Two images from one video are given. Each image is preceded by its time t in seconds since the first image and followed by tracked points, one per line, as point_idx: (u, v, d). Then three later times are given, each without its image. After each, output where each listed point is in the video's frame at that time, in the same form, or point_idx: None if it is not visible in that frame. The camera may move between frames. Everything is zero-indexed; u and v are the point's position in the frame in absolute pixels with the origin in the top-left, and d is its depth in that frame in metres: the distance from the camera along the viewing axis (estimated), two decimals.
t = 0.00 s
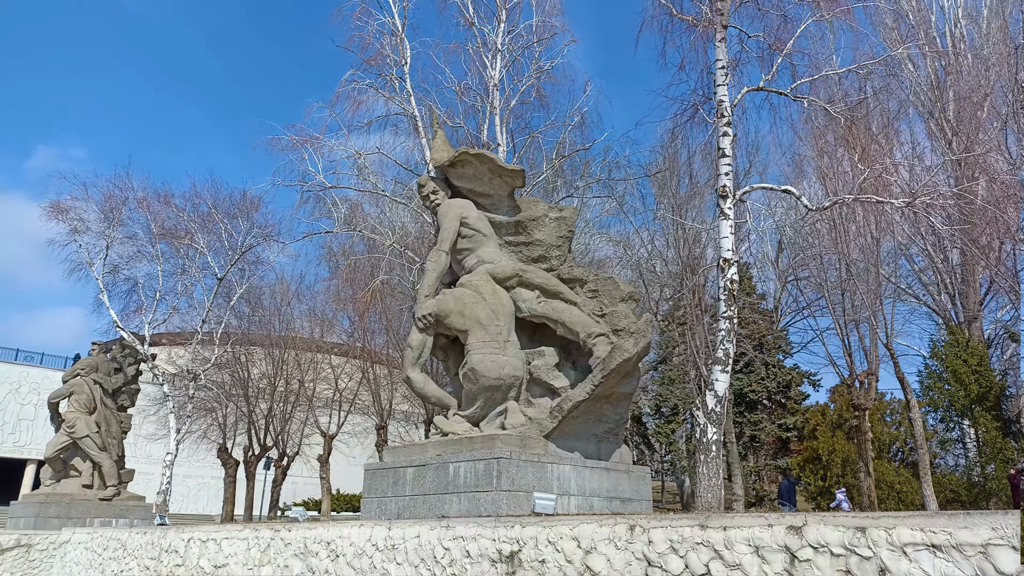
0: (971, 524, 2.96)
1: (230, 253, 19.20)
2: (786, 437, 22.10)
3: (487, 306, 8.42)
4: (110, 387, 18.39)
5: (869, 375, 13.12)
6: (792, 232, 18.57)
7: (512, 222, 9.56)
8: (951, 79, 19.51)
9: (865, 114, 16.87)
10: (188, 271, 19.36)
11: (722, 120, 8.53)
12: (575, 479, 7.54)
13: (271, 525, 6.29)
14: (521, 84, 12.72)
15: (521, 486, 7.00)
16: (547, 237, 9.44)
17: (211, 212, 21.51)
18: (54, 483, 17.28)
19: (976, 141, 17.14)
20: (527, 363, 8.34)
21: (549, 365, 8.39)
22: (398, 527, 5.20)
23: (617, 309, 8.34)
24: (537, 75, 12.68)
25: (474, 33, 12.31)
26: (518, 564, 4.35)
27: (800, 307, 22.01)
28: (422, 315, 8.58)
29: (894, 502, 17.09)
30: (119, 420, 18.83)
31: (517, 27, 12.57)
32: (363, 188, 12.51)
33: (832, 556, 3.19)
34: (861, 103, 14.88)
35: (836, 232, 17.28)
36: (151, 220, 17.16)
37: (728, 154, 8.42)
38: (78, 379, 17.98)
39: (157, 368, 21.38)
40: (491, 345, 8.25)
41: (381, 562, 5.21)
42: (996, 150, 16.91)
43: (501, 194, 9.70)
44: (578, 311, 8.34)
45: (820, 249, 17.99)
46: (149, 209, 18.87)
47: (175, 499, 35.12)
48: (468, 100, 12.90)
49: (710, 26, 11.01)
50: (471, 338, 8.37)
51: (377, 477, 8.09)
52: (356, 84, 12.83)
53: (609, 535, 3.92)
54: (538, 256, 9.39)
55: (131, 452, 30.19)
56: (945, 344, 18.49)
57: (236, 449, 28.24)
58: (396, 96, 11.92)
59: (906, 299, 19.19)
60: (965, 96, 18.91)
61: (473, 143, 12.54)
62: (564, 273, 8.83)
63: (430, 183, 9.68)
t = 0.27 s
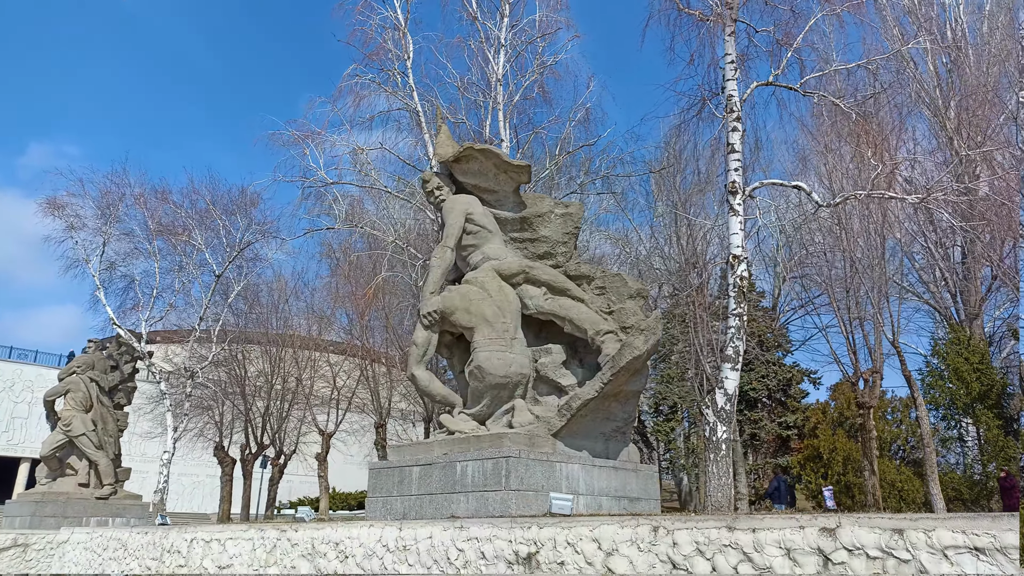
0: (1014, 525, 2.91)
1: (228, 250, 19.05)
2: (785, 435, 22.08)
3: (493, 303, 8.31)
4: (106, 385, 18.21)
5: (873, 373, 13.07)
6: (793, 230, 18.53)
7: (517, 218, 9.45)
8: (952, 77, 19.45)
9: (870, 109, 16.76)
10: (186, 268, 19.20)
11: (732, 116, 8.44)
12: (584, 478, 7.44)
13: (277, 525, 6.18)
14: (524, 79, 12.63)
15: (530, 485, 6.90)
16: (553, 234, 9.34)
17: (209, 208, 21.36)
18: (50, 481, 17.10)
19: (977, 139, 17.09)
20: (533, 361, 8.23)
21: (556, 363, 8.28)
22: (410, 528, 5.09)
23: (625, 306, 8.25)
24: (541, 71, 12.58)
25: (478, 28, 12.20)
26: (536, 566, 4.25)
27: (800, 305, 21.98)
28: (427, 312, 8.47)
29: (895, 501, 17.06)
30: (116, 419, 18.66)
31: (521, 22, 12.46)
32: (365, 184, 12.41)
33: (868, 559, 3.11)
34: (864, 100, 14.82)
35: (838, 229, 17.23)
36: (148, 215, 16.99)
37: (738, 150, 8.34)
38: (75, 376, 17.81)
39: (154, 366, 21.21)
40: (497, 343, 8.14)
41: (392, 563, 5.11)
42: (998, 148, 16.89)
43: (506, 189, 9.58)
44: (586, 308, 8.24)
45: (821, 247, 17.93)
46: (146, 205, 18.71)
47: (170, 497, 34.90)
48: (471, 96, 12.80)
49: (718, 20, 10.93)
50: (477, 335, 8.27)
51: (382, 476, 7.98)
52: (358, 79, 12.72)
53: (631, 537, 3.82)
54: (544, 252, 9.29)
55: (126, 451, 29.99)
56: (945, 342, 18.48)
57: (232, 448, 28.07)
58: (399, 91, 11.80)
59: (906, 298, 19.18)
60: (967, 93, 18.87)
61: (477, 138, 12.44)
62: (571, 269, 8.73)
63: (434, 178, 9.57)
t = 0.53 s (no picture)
0: None
1: (224, 247, 18.89)
2: (783, 435, 22.04)
3: (497, 299, 8.21)
4: (101, 383, 18.02)
5: (874, 372, 13.01)
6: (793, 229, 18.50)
7: (521, 213, 9.34)
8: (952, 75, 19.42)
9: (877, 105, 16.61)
10: (182, 266, 19.04)
11: (739, 111, 8.35)
12: (590, 476, 7.35)
13: (280, 523, 6.06)
14: (526, 75, 12.52)
15: (537, 483, 6.80)
16: (557, 230, 9.24)
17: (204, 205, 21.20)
18: (43, 480, 16.91)
19: (977, 138, 17.06)
20: (538, 358, 8.13)
21: (561, 360, 8.18)
22: (417, 525, 4.98)
23: (631, 302, 8.15)
24: (543, 67, 12.47)
25: (480, 23, 12.09)
26: (550, 563, 4.15)
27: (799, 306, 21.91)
28: (430, 308, 8.35)
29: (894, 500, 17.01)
30: (110, 417, 18.47)
31: (524, 18, 12.35)
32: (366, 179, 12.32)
33: (901, 555, 3.05)
34: (866, 99, 14.76)
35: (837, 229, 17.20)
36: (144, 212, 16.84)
37: (745, 146, 8.26)
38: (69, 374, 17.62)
39: (148, 364, 21.02)
40: (502, 339, 8.04)
41: (399, 561, 5.00)
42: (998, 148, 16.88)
43: (510, 185, 9.47)
44: (592, 305, 8.14)
45: (821, 246, 17.87)
46: (141, 201, 18.53)
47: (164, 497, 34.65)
48: (472, 91, 12.69)
49: (727, 15, 10.84)
50: (481, 331, 8.16)
51: (384, 474, 7.87)
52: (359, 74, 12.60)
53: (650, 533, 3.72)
54: (548, 248, 9.19)
55: (120, 450, 29.76)
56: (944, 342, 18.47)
57: (227, 447, 27.88)
58: (400, 86, 11.69)
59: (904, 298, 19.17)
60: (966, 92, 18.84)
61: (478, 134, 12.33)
62: (575, 266, 8.62)
63: (436, 173, 9.45)
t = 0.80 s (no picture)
0: None
1: (217, 243, 18.64)
2: (780, 436, 21.96)
3: (500, 295, 8.06)
4: (90, 381, 17.73)
5: (875, 372, 12.92)
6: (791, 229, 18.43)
7: (523, 209, 9.19)
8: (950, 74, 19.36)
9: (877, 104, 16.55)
10: (174, 262, 18.78)
11: (746, 105, 8.21)
12: (595, 476, 7.19)
13: (278, 524, 5.88)
14: (527, 69, 12.36)
15: (541, 483, 6.64)
16: (560, 225, 9.09)
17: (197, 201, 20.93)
18: (30, 480, 16.62)
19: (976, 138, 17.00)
20: (541, 356, 7.97)
21: (565, 358, 8.03)
22: (423, 526, 4.81)
23: (636, 299, 8.01)
24: (544, 62, 12.31)
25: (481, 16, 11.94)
26: (563, 566, 3.98)
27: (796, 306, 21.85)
28: (431, 304, 8.19)
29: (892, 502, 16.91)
30: (100, 416, 18.19)
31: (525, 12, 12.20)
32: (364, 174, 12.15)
33: (939, 558, 2.87)
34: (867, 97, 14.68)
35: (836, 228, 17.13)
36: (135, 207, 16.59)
37: (753, 140, 8.12)
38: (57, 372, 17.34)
39: (139, 362, 20.74)
40: (505, 336, 7.88)
41: (404, 563, 4.83)
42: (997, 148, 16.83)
43: (512, 180, 9.32)
44: (596, 302, 7.99)
45: (820, 246, 17.79)
46: (132, 197, 18.26)
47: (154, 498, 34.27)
48: (471, 85, 12.54)
49: (736, 9, 10.69)
50: (483, 328, 8.00)
51: (384, 474, 7.69)
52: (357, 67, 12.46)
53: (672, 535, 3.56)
54: (551, 244, 9.04)
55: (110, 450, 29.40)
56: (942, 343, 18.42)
57: (218, 447, 27.59)
58: (399, 79, 11.54)
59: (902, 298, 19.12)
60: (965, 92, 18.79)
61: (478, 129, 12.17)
62: (579, 261, 8.47)
63: (437, 168, 9.29)
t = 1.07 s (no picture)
0: None
1: (208, 239, 18.41)
2: (774, 435, 21.96)
3: (500, 291, 7.93)
4: (78, 378, 17.46)
5: (873, 371, 12.89)
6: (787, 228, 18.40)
7: (523, 205, 9.07)
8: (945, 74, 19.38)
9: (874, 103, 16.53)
10: (164, 258, 18.51)
11: (751, 100, 8.12)
12: (598, 476, 7.08)
13: (276, 524, 5.73)
14: (526, 65, 12.21)
15: (545, 483, 6.52)
16: (560, 222, 8.96)
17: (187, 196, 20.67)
18: (16, 479, 16.33)
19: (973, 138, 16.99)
20: (542, 353, 7.85)
21: (567, 356, 7.90)
22: (429, 527, 4.68)
23: (639, 296, 7.90)
24: (543, 57, 12.17)
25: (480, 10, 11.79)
26: (578, 568, 3.87)
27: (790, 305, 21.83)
28: (431, 301, 8.06)
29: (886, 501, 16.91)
30: (88, 413, 17.91)
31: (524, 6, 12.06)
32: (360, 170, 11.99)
33: (977, 561, 2.77)
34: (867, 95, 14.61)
35: (832, 228, 17.09)
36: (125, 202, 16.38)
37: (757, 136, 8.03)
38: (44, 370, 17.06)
39: (127, 359, 20.45)
40: (506, 333, 7.76)
41: (409, 565, 4.70)
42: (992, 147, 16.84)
43: (512, 175, 9.19)
44: (599, 299, 7.87)
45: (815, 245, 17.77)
46: (122, 191, 18.00)
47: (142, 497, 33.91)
48: (469, 81, 12.40)
49: (740, 5, 10.60)
50: (484, 325, 7.87)
51: (382, 473, 7.55)
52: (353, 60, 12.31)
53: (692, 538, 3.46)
54: (551, 241, 8.91)
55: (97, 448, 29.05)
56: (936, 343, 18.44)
57: (208, 445, 27.30)
58: (396, 72, 11.39)
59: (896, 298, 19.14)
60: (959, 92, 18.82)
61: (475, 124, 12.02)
62: (581, 258, 8.36)
63: (436, 162, 9.14)
